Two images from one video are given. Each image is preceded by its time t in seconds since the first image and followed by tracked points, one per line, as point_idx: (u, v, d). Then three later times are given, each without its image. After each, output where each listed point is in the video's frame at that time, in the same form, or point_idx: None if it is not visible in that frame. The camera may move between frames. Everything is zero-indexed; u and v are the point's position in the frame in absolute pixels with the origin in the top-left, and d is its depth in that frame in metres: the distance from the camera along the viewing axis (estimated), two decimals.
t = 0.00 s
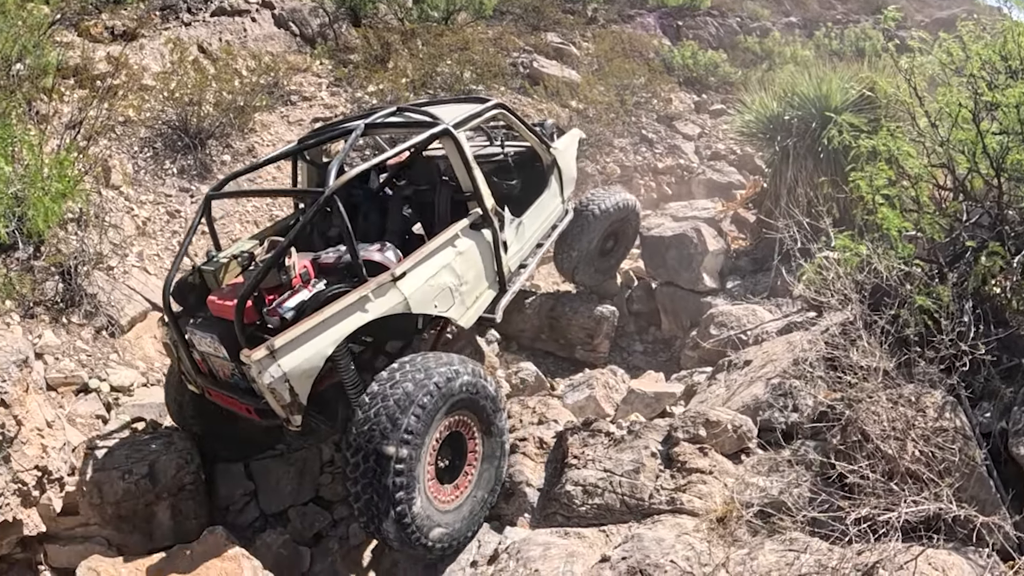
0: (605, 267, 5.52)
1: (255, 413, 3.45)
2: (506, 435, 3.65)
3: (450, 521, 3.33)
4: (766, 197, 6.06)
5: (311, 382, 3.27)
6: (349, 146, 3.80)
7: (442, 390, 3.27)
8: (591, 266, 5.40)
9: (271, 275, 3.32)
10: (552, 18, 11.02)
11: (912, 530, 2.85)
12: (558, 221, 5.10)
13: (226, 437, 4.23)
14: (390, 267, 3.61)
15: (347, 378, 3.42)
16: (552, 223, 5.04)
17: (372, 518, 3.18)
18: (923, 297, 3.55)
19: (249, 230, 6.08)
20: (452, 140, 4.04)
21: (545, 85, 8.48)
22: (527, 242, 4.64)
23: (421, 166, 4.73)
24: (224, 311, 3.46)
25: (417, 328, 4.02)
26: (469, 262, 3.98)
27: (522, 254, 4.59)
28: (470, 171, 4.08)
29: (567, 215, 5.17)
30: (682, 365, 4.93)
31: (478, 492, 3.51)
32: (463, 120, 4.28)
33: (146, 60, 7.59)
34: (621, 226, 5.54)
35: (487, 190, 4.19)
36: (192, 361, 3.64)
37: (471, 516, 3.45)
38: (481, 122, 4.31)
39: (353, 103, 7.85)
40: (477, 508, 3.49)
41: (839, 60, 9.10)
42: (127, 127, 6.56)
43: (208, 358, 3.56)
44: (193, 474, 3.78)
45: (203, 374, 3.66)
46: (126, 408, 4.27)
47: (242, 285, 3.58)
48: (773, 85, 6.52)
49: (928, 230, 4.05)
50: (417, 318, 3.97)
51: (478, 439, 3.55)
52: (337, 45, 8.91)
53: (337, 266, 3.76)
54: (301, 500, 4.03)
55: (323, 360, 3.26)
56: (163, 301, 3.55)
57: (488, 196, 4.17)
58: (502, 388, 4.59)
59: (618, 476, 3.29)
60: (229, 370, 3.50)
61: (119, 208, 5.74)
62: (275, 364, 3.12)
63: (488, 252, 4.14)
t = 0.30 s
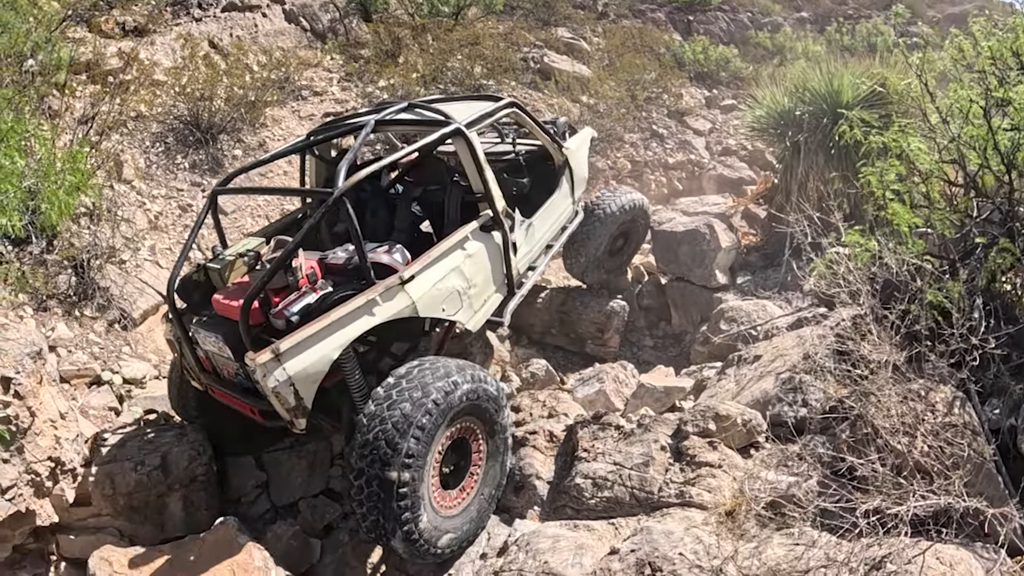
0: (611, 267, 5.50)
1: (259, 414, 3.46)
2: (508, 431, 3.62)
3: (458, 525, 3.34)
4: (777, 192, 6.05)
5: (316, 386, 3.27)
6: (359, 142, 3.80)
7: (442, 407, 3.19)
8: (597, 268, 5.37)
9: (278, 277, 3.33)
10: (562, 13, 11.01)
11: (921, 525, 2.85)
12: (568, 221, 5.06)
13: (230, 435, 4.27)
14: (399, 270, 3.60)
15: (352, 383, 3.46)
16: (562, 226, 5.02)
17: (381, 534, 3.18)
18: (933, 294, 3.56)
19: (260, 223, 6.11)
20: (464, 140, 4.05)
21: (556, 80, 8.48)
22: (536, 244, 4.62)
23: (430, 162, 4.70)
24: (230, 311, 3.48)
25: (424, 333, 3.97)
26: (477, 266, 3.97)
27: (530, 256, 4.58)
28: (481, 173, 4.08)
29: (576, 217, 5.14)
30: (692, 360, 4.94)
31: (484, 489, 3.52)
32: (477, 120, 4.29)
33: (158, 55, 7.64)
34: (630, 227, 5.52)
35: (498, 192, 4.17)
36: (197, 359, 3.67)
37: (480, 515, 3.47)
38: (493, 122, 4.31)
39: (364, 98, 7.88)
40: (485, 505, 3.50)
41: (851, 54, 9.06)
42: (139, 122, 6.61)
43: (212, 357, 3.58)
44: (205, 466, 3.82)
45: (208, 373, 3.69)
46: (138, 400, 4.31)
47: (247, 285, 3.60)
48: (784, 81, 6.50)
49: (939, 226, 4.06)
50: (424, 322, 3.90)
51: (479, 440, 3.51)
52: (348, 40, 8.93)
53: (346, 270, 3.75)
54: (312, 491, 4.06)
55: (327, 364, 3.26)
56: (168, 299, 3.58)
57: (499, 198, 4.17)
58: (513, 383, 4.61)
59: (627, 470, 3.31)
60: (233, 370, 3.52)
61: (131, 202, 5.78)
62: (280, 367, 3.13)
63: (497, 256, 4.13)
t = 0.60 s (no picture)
0: (617, 268, 5.45)
1: (260, 414, 3.49)
2: (507, 426, 3.58)
3: (463, 525, 3.37)
4: (787, 188, 6.04)
5: (318, 388, 3.29)
6: (366, 142, 3.81)
7: (435, 424, 3.11)
8: (604, 269, 5.33)
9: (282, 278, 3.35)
10: (571, 9, 11.00)
11: (927, 520, 2.85)
12: (576, 224, 5.04)
13: (235, 428, 4.28)
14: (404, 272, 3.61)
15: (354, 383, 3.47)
16: (569, 228, 5.00)
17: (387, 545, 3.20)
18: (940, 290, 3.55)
19: (271, 218, 6.15)
20: (473, 141, 4.06)
21: (565, 76, 8.48)
22: (542, 246, 4.62)
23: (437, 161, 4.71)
24: (233, 311, 3.50)
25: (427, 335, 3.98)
26: (482, 269, 3.97)
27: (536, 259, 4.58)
28: (489, 174, 4.10)
29: (584, 219, 5.11)
30: (700, 356, 4.94)
31: (487, 483, 3.53)
32: (487, 120, 4.31)
33: (168, 52, 7.69)
34: (638, 229, 5.48)
35: (506, 194, 4.20)
36: (199, 356, 3.69)
37: (484, 509, 3.50)
38: (502, 122, 4.32)
39: (373, 94, 7.91)
40: (489, 499, 3.53)
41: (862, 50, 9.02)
42: (150, 119, 6.66)
43: (215, 355, 3.61)
44: (215, 459, 3.86)
45: (210, 370, 3.71)
46: (150, 394, 4.36)
47: (250, 283, 3.62)
48: (794, 77, 6.48)
49: (949, 224, 4.00)
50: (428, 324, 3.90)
51: (478, 439, 3.48)
52: (358, 36, 8.96)
53: (352, 273, 3.70)
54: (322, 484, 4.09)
55: (329, 367, 3.27)
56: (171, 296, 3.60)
57: (506, 200, 4.19)
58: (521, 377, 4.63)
59: (635, 463, 3.32)
60: (235, 369, 3.55)
61: (142, 197, 5.83)
62: (282, 369, 3.15)
63: (502, 259, 4.14)
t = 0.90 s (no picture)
0: (619, 269, 5.45)
1: (256, 410, 3.51)
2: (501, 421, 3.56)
3: (465, 521, 3.41)
4: (792, 186, 6.05)
5: (313, 386, 3.29)
6: (366, 138, 3.84)
7: (423, 444, 3.07)
8: (605, 271, 5.32)
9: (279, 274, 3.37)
10: (577, 7, 11.00)
11: (929, 515, 2.87)
12: (577, 226, 5.02)
13: (241, 423, 4.31)
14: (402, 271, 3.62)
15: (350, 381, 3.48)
16: (569, 229, 5.01)
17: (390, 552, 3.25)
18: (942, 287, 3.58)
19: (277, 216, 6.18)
20: (473, 139, 4.07)
21: (571, 75, 8.50)
22: (542, 247, 4.63)
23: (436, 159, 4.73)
24: (229, 307, 3.50)
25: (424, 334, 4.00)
26: (480, 269, 3.98)
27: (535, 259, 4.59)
28: (489, 173, 4.12)
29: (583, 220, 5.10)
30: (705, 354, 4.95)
31: (485, 475, 3.56)
32: (487, 119, 4.32)
33: (175, 50, 7.72)
34: (639, 230, 5.48)
35: (506, 194, 4.21)
36: (196, 352, 3.72)
37: (484, 499, 3.55)
38: (503, 122, 4.34)
39: (379, 92, 7.93)
40: (489, 491, 3.57)
41: (868, 48, 9.01)
42: (156, 117, 6.70)
43: (211, 351, 3.63)
44: (222, 454, 3.89)
45: (206, 366, 3.73)
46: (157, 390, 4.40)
47: (246, 280, 3.63)
48: (799, 75, 6.48)
49: (951, 223, 4.02)
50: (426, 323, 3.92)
51: (473, 438, 3.47)
52: (363, 34, 8.99)
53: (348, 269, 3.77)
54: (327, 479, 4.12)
55: (324, 365, 3.27)
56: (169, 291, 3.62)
57: (506, 200, 4.20)
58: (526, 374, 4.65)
59: (640, 460, 3.34)
60: (231, 365, 3.57)
61: (149, 195, 5.86)
62: (276, 366, 3.15)
63: (501, 258, 4.15)
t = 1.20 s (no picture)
0: (620, 268, 5.45)
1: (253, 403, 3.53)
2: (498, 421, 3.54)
3: (466, 516, 3.47)
4: (795, 186, 6.06)
5: (310, 379, 3.31)
6: (367, 131, 3.87)
7: (417, 463, 3.07)
8: (606, 271, 5.32)
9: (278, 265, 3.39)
10: (580, 7, 11.02)
11: (930, 512, 2.88)
12: (577, 225, 5.02)
13: (245, 421, 4.33)
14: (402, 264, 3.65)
15: (348, 375, 3.50)
16: (569, 226, 5.03)
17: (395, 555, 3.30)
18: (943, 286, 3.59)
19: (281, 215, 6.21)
20: (473, 135, 4.09)
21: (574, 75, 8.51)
22: (542, 243, 4.64)
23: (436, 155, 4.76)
24: (227, 299, 3.51)
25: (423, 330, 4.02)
26: (480, 264, 4.00)
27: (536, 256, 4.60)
28: (489, 168, 4.13)
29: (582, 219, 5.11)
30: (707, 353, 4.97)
31: (484, 469, 3.59)
32: (487, 116, 4.34)
33: (179, 51, 7.76)
34: (640, 230, 5.47)
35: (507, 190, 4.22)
36: (193, 345, 3.74)
37: (485, 491, 3.60)
38: (504, 118, 4.36)
39: (383, 91, 7.96)
40: (489, 484, 3.60)
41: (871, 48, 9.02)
42: (161, 116, 6.73)
43: (208, 344, 3.65)
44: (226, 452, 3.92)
45: (203, 359, 3.75)
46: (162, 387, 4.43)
47: (243, 272, 3.65)
48: (802, 75, 6.49)
49: (953, 223, 4.03)
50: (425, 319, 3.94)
51: (470, 439, 3.47)
52: (367, 34, 9.01)
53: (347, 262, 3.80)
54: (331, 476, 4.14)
55: (322, 357, 3.29)
56: (166, 284, 3.65)
57: (507, 196, 4.21)
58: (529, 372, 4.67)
59: (643, 457, 3.37)
60: (228, 358, 3.59)
61: (154, 194, 5.89)
62: (274, 357, 3.17)
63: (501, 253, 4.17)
